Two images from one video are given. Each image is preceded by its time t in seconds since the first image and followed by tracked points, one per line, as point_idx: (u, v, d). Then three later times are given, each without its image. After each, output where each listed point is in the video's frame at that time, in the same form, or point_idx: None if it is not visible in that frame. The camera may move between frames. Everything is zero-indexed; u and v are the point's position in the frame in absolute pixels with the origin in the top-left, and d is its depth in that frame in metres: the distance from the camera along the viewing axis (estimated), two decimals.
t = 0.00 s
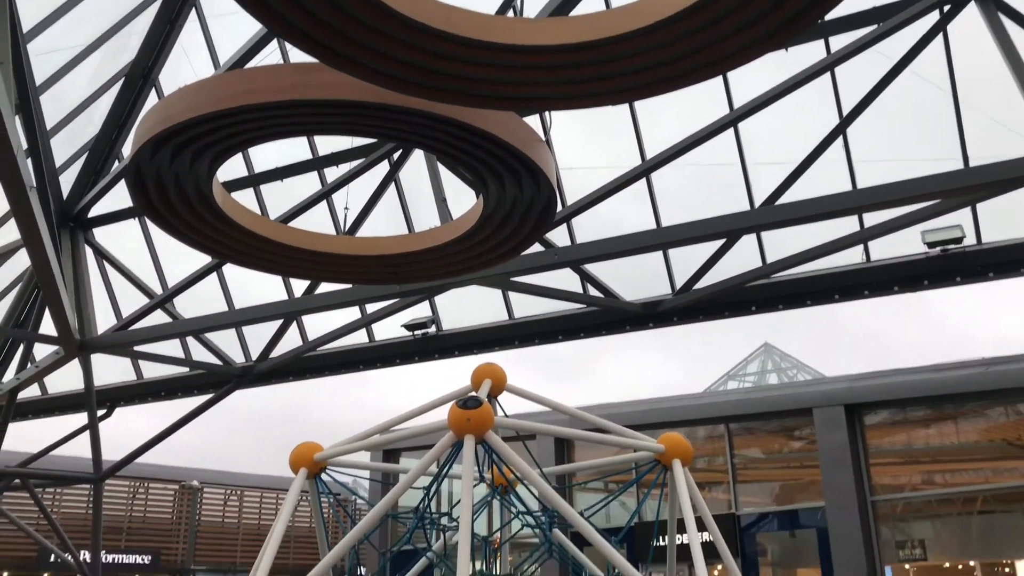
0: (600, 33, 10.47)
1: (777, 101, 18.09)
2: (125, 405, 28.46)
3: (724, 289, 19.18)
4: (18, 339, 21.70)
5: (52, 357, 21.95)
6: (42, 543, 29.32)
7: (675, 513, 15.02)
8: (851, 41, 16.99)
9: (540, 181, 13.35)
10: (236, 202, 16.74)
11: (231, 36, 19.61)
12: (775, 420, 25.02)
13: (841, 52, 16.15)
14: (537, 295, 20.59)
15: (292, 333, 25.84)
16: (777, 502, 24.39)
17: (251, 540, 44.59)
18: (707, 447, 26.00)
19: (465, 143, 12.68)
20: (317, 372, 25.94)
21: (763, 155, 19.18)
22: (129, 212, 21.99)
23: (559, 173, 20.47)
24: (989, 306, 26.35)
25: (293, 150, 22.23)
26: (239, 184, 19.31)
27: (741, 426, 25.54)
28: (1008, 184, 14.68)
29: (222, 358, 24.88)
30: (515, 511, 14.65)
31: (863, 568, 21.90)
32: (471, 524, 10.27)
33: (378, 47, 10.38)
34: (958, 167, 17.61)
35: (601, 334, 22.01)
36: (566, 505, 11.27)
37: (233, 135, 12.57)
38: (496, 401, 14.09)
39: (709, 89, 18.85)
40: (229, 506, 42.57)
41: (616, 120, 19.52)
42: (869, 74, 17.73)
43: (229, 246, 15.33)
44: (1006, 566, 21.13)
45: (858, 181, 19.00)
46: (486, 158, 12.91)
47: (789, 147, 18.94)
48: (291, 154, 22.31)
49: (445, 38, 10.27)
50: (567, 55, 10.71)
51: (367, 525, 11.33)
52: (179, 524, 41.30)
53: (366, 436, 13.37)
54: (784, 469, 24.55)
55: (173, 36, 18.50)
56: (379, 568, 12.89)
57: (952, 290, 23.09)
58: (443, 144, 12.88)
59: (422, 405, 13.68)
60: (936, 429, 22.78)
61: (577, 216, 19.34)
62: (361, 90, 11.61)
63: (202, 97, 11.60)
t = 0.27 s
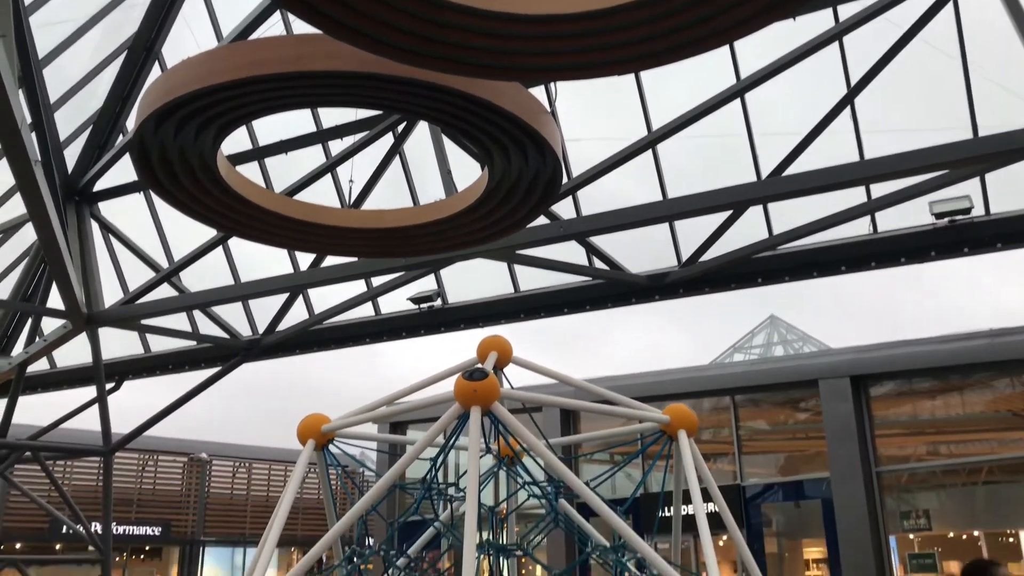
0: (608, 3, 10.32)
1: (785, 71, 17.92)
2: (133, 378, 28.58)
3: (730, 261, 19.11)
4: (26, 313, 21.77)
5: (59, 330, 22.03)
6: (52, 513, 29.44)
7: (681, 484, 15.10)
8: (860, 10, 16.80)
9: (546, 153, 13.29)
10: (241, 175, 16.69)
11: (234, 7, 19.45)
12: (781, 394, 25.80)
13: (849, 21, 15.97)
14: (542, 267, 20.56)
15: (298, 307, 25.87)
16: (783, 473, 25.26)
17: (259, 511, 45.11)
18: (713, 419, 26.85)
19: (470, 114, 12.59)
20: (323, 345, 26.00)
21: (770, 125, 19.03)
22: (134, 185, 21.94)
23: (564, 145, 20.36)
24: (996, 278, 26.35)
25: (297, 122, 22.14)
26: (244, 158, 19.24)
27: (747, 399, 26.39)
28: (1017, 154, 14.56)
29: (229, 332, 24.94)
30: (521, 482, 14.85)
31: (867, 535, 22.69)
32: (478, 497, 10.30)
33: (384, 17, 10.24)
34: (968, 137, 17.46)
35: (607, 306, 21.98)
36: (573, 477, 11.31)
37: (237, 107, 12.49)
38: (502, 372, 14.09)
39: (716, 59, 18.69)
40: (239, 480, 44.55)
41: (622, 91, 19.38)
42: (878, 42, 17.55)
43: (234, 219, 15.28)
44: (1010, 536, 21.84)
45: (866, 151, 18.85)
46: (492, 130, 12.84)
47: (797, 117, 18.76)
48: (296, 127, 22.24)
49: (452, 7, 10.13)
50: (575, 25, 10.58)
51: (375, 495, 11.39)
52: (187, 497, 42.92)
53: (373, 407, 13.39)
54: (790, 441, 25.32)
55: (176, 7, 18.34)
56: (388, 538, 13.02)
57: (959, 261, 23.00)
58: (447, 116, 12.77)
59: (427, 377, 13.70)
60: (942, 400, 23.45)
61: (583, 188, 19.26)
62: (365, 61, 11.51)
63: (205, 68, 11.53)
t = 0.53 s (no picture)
0: None
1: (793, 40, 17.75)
2: (142, 352, 28.69)
3: (738, 232, 19.02)
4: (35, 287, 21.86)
5: (69, 304, 22.12)
6: (64, 485, 29.43)
7: (688, 455, 15.09)
8: None
9: (552, 123, 13.22)
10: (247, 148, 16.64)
11: None
12: (788, 364, 25.90)
13: None
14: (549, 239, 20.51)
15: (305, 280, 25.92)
16: (790, 443, 25.37)
17: (269, 481, 45.74)
18: (720, 391, 26.99)
19: (476, 85, 12.48)
20: (330, 318, 26.05)
21: (778, 95, 18.86)
22: (141, 159, 21.92)
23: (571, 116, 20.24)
24: (1002, 247, 26.28)
25: (303, 95, 22.06)
26: (249, 130, 19.17)
27: (754, 370, 26.50)
28: None
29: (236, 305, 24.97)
30: (528, 453, 14.95)
31: (872, 503, 22.82)
32: (486, 468, 10.33)
33: None
34: (978, 105, 17.30)
35: (614, 278, 21.93)
36: (580, 447, 11.34)
37: (242, 79, 12.42)
38: (509, 344, 14.08)
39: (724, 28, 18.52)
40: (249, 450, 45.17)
41: (629, 61, 19.24)
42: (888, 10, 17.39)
43: (241, 193, 15.25)
44: (1016, 505, 21.88)
45: (875, 121, 18.69)
46: (498, 101, 12.75)
47: (805, 87, 18.59)
48: (302, 100, 22.17)
49: None
50: None
51: (383, 466, 11.45)
52: (197, 468, 43.31)
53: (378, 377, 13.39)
54: (797, 412, 25.42)
55: None
56: (397, 508, 13.11)
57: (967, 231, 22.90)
58: (453, 87, 12.66)
59: (435, 349, 13.71)
60: (949, 370, 23.45)
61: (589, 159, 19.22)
62: (369, 31, 11.41)
63: (210, 40, 11.47)
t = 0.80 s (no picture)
0: None
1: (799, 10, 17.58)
2: (147, 326, 28.82)
3: (743, 205, 18.93)
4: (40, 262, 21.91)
5: (74, 279, 22.17)
6: (73, 459, 29.75)
7: (692, 427, 15.06)
8: None
9: (556, 95, 13.14)
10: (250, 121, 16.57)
11: None
12: (792, 337, 25.89)
13: None
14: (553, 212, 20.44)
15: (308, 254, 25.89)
16: (793, 416, 25.45)
17: (275, 455, 46.16)
18: (724, 364, 27.06)
19: (479, 56, 12.36)
20: (334, 293, 26.06)
21: (784, 66, 18.71)
22: (143, 133, 21.85)
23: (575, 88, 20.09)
24: (1006, 220, 26.20)
25: (305, 68, 21.94)
26: (252, 104, 19.06)
27: (758, 343, 26.52)
28: None
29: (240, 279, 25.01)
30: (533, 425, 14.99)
31: (875, 474, 22.94)
32: (490, 441, 10.33)
33: None
34: (987, 75, 17.19)
35: (618, 252, 21.85)
36: (584, 420, 11.34)
37: (244, 51, 12.33)
38: (513, 317, 14.03)
39: None
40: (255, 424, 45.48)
41: (634, 32, 19.09)
42: None
43: (244, 166, 15.20)
44: (1018, 477, 22.04)
45: (882, 92, 18.55)
46: (501, 73, 12.64)
47: (811, 58, 18.42)
48: (305, 73, 22.05)
49: None
50: None
51: (388, 439, 11.47)
52: (203, 443, 43.68)
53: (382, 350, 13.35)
54: (801, 384, 25.46)
55: None
56: (402, 480, 13.14)
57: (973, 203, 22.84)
58: (456, 59, 12.53)
59: (439, 322, 13.70)
60: (953, 343, 23.48)
61: (593, 132, 19.12)
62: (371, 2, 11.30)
63: (211, 11, 11.38)
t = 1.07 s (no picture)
0: None
1: None
2: (151, 304, 28.89)
3: (747, 182, 18.83)
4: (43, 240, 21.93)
5: (77, 257, 22.19)
6: (79, 436, 29.92)
7: (695, 405, 15.04)
8: None
9: (559, 71, 13.05)
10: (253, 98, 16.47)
11: None
12: (795, 315, 25.88)
13: None
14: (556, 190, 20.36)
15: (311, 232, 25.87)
16: (796, 393, 25.49)
17: (280, 433, 46.29)
18: (727, 342, 27.10)
19: (482, 32, 12.26)
20: (337, 271, 26.09)
21: (790, 42, 18.54)
22: (145, 111, 21.77)
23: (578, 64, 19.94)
24: (1011, 197, 26.06)
25: (307, 45, 21.80)
26: (254, 81, 18.95)
27: (761, 321, 26.53)
28: None
29: (243, 258, 25.02)
30: (536, 402, 15.02)
31: (877, 451, 23.02)
32: (494, 419, 10.33)
33: None
34: (995, 51, 17.05)
35: (621, 230, 21.79)
36: (588, 398, 11.34)
37: (246, 27, 12.23)
38: (516, 294, 13.99)
39: None
40: (258, 402, 45.59)
41: (638, 7, 18.91)
42: None
43: (246, 143, 15.13)
44: (1020, 455, 22.10)
45: (888, 68, 18.39)
46: (504, 48, 12.53)
47: (817, 33, 18.25)
48: (307, 49, 21.92)
49: None
50: None
51: (391, 417, 11.48)
52: (208, 420, 43.97)
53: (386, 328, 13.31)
54: (804, 362, 25.49)
55: None
56: (406, 457, 13.18)
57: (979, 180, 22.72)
58: (458, 34, 12.42)
59: (443, 299, 13.67)
60: (956, 321, 23.45)
61: (597, 109, 18.99)
62: None
63: None
